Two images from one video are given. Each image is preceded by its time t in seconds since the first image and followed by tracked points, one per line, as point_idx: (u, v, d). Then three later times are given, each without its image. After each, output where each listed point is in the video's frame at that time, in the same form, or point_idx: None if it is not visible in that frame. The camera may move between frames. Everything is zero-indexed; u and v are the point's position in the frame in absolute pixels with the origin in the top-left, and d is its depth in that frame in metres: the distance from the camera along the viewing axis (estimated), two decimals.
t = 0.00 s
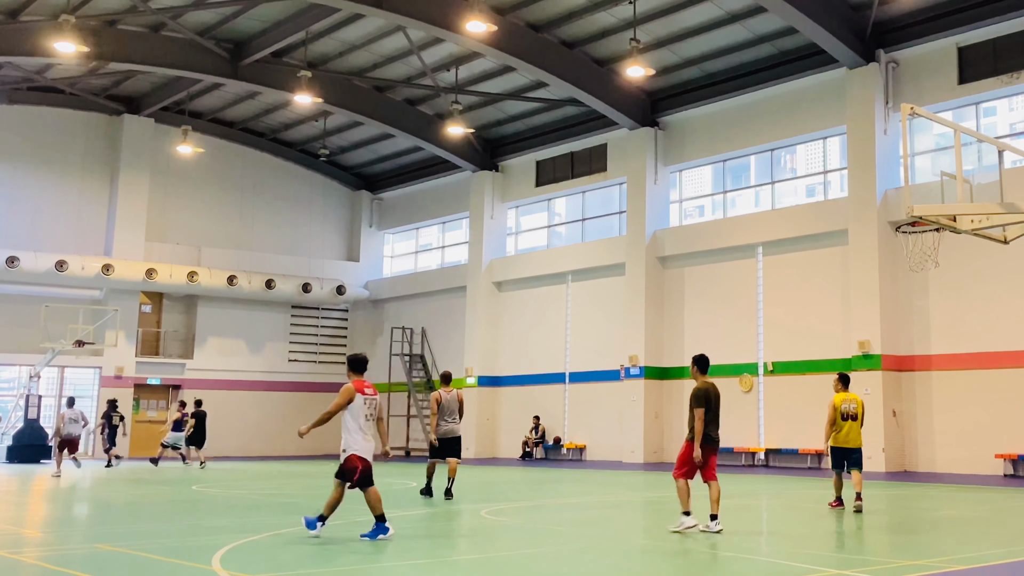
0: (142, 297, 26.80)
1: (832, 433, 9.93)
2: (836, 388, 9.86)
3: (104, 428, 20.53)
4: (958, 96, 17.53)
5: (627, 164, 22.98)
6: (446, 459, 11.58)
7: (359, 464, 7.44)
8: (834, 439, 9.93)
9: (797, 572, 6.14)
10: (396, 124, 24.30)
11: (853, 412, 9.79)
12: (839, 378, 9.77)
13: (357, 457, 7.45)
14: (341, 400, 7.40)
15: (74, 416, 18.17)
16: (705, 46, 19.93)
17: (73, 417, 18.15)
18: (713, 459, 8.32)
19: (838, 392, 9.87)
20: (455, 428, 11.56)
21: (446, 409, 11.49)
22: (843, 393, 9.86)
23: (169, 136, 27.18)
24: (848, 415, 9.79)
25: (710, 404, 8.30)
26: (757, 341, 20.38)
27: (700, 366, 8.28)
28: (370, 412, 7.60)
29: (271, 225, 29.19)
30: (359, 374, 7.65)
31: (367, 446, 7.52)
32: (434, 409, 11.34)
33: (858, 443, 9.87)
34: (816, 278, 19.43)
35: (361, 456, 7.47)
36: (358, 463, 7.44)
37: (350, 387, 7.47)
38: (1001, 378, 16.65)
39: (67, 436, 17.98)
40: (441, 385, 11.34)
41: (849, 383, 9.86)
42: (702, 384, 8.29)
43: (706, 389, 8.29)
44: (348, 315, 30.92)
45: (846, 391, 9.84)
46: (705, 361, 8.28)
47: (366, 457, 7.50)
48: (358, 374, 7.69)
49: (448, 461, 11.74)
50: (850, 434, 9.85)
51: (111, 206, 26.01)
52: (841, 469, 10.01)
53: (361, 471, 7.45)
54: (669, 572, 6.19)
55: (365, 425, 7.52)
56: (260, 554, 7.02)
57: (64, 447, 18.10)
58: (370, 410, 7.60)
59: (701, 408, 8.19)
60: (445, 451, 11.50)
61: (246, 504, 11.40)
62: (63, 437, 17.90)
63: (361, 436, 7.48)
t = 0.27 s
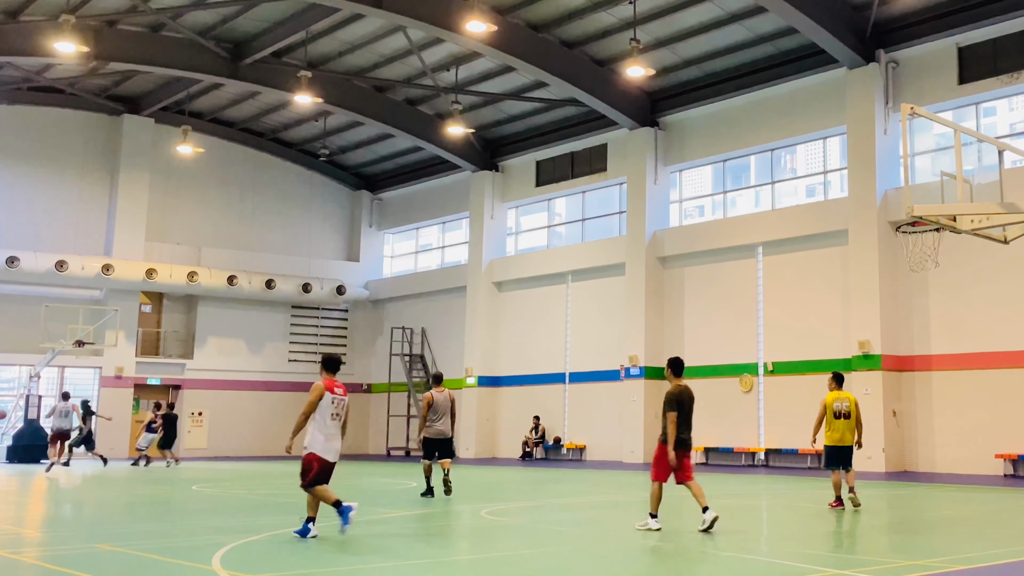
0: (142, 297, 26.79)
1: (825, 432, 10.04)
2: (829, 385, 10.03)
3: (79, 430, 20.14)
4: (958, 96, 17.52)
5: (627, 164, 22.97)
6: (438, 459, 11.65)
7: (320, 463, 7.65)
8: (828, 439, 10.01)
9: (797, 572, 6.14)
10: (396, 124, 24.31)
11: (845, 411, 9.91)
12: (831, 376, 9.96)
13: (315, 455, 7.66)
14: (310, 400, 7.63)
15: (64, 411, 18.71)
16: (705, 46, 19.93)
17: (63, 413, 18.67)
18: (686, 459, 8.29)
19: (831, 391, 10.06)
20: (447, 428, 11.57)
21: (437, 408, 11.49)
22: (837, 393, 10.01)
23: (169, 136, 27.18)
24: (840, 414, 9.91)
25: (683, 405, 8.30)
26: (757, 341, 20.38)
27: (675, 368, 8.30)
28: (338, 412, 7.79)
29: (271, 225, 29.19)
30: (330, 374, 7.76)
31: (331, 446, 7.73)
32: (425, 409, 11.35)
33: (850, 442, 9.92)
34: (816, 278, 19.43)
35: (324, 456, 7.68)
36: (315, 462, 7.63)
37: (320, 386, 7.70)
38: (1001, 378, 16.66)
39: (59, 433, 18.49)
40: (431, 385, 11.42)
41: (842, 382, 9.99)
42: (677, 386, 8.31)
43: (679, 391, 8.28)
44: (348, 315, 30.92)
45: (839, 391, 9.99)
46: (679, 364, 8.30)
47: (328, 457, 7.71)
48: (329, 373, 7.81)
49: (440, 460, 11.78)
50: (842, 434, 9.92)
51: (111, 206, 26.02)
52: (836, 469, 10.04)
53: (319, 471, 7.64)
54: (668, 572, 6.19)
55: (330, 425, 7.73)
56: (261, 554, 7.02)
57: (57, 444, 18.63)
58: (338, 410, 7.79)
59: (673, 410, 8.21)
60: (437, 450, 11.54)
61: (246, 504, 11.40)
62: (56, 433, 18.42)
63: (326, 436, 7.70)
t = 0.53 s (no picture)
0: (142, 297, 26.79)
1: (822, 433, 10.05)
2: (827, 387, 10.09)
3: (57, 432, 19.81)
4: (958, 96, 17.52)
5: (627, 164, 22.97)
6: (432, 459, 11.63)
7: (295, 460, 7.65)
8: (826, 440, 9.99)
9: (798, 572, 6.14)
10: (396, 124, 24.30)
11: (842, 411, 9.93)
12: (830, 376, 10.04)
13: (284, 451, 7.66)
14: (289, 401, 7.53)
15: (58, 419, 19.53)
16: (705, 46, 19.93)
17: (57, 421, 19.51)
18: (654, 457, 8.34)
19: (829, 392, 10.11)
20: (443, 427, 11.56)
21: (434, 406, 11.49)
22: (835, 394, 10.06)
23: (169, 136, 27.17)
24: (837, 413, 9.94)
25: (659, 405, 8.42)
26: (757, 341, 20.39)
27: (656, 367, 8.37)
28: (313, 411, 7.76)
29: (271, 225, 29.19)
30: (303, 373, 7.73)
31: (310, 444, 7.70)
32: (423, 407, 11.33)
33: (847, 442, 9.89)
34: (817, 278, 19.43)
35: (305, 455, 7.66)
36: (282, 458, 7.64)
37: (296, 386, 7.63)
38: (1001, 378, 16.66)
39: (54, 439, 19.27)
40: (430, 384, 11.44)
41: (840, 382, 10.03)
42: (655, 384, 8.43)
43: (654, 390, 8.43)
44: (348, 315, 30.92)
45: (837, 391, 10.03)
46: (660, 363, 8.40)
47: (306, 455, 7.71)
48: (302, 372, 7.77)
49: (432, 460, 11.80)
50: (840, 434, 9.90)
51: (111, 206, 26.01)
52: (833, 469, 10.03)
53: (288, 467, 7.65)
54: (669, 572, 6.19)
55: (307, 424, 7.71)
56: (261, 554, 7.03)
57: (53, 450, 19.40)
58: (313, 409, 7.77)
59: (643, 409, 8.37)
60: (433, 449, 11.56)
61: (246, 504, 11.40)
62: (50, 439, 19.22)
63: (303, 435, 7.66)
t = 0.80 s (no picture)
0: (142, 297, 26.78)
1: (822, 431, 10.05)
2: (830, 386, 10.07)
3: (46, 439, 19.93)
4: (958, 96, 17.52)
5: (627, 164, 22.97)
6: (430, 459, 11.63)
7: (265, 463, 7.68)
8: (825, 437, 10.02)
9: (798, 572, 6.14)
10: (396, 125, 24.30)
11: (844, 411, 9.92)
12: (832, 377, 10.03)
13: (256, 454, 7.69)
14: (256, 405, 7.58)
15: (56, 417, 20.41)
16: (705, 46, 19.92)
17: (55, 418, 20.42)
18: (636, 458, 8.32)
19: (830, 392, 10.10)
20: (443, 428, 11.57)
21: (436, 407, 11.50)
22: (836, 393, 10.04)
23: (169, 137, 27.17)
24: (839, 413, 9.93)
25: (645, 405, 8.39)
26: (757, 341, 20.39)
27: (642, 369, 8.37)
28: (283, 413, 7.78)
29: (271, 225, 29.19)
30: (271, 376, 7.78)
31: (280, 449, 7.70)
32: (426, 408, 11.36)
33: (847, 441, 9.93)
34: (817, 278, 19.42)
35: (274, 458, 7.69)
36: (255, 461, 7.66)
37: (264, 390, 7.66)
38: (1000, 378, 16.66)
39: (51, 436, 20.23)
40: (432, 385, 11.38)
41: (843, 382, 10.03)
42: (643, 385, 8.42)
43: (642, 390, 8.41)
44: (348, 315, 30.92)
45: (838, 391, 10.03)
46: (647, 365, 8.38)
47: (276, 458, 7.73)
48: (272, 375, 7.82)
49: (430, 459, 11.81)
50: (841, 433, 9.93)
51: (111, 206, 26.01)
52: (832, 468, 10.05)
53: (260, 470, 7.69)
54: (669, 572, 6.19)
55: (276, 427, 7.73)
56: (260, 554, 7.02)
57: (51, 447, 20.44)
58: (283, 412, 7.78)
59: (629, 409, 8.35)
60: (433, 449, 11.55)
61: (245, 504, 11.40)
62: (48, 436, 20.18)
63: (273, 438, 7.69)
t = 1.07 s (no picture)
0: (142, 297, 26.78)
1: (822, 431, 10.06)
2: (830, 386, 10.08)
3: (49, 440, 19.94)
4: (958, 97, 17.53)
5: (627, 164, 22.98)
6: (432, 458, 11.65)
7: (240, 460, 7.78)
8: (824, 436, 10.04)
9: (798, 572, 6.15)
10: (396, 124, 24.31)
11: (845, 410, 9.93)
12: (832, 376, 10.04)
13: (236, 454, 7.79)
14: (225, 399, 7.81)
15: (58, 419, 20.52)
16: (705, 45, 19.93)
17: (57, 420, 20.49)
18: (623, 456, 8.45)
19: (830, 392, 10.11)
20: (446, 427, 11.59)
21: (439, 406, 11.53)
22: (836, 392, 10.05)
23: (169, 136, 27.17)
24: (840, 413, 9.93)
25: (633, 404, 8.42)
26: (757, 341, 20.40)
27: (628, 369, 8.42)
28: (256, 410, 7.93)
29: (271, 225, 29.20)
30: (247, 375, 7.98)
31: (254, 444, 7.85)
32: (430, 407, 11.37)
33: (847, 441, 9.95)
34: (816, 278, 19.44)
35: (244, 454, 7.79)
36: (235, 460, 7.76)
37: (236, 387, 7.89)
38: (1000, 378, 16.67)
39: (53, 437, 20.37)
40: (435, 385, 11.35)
41: (843, 382, 10.03)
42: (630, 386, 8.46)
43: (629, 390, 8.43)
44: (348, 315, 30.92)
45: (838, 391, 10.04)
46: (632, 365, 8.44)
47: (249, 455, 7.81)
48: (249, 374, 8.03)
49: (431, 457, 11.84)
50: (841, 433, 9.95)
51: (111, 206, 26.02)
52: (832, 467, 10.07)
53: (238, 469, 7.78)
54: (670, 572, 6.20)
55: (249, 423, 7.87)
56: (261, 554, 7.03)
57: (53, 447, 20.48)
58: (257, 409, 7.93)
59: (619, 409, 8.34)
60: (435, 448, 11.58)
61: (245, 504, 11.41)
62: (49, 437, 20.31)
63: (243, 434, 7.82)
